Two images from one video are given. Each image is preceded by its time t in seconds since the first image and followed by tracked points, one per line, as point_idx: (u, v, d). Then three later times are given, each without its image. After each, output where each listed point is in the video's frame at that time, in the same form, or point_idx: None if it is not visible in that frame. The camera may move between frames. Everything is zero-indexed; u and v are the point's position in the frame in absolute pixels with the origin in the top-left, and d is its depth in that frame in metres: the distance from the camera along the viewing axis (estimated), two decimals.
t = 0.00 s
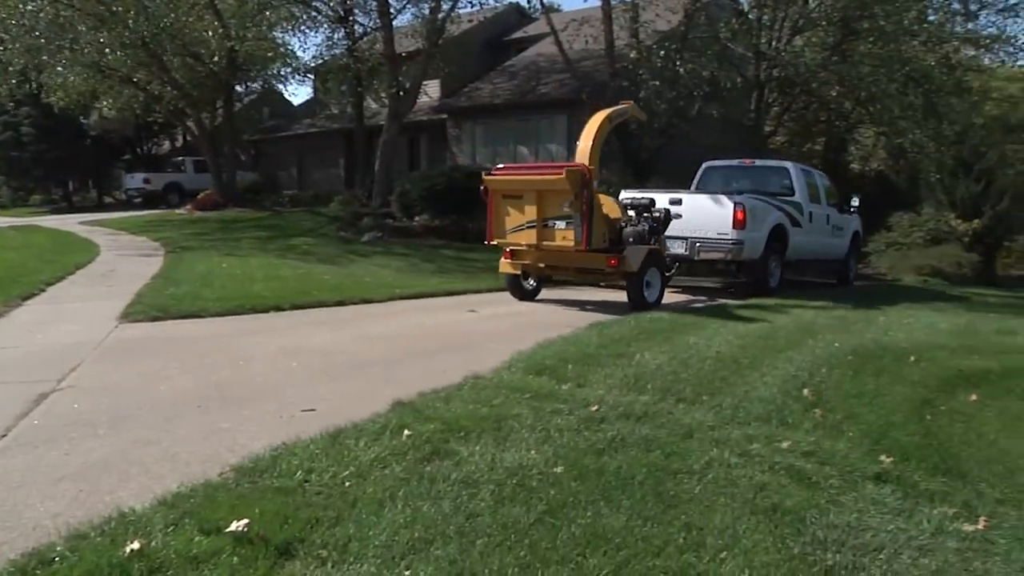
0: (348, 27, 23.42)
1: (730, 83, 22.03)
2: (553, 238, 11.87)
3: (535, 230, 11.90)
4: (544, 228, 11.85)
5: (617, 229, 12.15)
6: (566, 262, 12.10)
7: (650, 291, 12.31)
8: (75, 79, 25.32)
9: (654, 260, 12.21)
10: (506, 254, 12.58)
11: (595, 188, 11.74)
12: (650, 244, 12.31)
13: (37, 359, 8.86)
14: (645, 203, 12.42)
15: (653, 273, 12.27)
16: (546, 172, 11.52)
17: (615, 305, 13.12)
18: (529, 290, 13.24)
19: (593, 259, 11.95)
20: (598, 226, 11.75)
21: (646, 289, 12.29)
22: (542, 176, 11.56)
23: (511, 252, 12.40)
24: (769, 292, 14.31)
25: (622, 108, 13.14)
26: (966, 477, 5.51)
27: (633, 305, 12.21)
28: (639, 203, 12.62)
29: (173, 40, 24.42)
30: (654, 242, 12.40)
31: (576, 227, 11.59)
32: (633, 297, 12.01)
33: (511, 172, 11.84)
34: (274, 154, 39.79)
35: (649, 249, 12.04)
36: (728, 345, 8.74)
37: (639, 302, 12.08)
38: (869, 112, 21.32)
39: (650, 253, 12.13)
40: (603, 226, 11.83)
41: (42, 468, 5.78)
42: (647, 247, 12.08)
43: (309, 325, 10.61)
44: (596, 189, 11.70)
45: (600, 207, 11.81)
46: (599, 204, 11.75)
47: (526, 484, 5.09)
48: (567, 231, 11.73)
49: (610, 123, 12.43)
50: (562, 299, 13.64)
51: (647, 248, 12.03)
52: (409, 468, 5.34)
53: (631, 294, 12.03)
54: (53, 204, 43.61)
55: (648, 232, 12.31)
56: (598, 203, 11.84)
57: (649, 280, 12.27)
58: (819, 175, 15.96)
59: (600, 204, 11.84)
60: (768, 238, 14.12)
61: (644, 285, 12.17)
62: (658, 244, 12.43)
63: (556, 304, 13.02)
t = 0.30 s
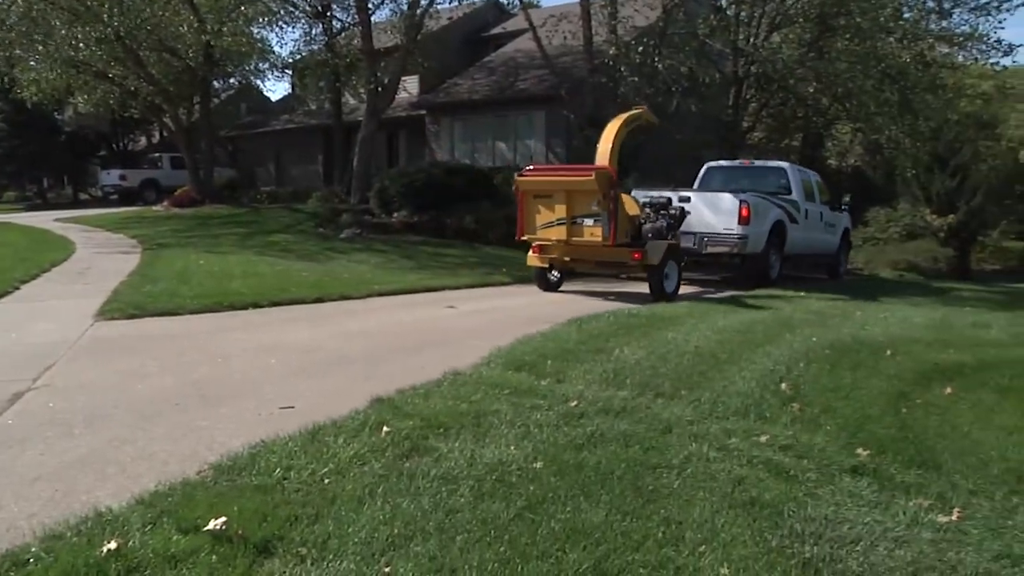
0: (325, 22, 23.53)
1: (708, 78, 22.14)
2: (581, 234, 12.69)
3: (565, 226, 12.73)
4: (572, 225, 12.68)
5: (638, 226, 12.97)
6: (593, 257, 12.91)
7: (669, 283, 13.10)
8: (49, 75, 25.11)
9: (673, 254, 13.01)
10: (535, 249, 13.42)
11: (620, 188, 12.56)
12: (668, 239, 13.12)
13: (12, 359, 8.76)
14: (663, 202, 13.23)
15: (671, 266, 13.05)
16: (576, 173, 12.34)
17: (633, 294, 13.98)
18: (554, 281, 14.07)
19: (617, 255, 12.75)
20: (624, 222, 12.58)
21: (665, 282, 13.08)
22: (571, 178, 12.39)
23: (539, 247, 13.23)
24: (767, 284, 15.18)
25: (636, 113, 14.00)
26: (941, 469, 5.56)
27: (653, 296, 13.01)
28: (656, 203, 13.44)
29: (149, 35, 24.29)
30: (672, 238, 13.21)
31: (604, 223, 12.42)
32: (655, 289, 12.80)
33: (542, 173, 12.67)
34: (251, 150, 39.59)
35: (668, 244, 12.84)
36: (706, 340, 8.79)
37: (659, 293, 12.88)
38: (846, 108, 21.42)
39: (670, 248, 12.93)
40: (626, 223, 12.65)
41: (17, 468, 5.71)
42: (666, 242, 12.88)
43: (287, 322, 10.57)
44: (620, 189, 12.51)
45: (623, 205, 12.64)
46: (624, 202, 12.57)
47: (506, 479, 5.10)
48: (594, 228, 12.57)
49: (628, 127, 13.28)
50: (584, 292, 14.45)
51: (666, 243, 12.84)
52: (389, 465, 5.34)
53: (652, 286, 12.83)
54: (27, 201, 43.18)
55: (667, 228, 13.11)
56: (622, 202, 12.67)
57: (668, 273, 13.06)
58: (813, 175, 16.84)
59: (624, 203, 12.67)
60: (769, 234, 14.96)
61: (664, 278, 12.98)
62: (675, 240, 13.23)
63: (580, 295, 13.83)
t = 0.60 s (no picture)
0: (308, 16, 24.02)
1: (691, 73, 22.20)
2: (606, 230, 13.34)
3: (591, 223, 13.38)
4: (598, 222, 13.34)
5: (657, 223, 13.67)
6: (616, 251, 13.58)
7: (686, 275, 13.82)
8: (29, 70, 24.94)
9: (689, 248, 13.74)
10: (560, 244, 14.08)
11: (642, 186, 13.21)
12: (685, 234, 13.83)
13: None
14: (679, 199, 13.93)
15: (687, 259, 13.79)
16: (601, 174, 12.95)
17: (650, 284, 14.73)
18: (575, 273, 14.76)
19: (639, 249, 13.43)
20: (646, 218, 13.26)
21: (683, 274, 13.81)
22: (598, 178, 13.03)
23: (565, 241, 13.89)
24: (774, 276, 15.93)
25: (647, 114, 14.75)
26: (923, 462, 5.60)
27: (672, 287, 13.74)
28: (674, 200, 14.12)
29: (130, 32, 24.17)
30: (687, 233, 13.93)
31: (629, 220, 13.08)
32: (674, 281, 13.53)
33: (569, 173, 13.29)
34: (234, 146, 39.45)
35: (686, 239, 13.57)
36: (689, 335, 8.82)
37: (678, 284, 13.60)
38: (829, 103, 21.44)
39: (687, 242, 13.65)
40: (649, 220, 13.31)
41: None
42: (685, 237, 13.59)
43: (271, 319, 10.54)
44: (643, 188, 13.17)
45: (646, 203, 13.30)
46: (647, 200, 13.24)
47: (490, 475, 5.11)
48: (619, 224, 13.24)
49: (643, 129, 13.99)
50: (601, 282, 15.15)
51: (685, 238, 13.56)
52: (373, 461, 5.34)
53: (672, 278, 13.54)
54: (9, 198, 42.92)
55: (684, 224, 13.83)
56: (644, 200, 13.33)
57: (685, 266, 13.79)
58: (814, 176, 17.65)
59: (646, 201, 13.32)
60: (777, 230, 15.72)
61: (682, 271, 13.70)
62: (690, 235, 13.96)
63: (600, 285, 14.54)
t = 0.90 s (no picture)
0: (296, 11, 23.88)
1: (681, 68, 22.22)
2: (632, 225, 14.09)
3: (617, 218, 14.15)
4: (625, 217, 14.10)
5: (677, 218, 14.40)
6: (640, 245, 14.32)
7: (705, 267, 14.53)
8: (15, 64, 24.79)
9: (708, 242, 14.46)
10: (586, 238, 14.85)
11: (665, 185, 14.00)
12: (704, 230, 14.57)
13: None
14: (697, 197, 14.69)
15: (706, 253, 14.50)
16: (629, 172, 13.73)
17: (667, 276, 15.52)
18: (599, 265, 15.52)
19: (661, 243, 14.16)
20: (669, 214, 14.04)
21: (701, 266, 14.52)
22: (625, 177, 13.82)
23: (591, 236, 14.66)
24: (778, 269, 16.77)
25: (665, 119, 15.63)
26: (911, 455, 5.63)
27: (692, 279, 14.44)
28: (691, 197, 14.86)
29: (117, 26, 24.04)
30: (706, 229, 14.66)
31: (654, 216, 13.84)
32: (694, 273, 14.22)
33: (597, 172, 14.07)
34: (223, 142, 39.29)
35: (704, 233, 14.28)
36: (679, 329, 8.85)
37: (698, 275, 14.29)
38: (818, 98, 21.43)
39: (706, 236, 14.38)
40: (671, 216, 14.06)
41: None
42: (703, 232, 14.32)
43: (260, 314, 10.52)
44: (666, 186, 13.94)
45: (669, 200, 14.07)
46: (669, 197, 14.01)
47: (480, 470, 5.11)
48: (644, 219, 13.98)
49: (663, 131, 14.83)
50: (622, 274, 15.88)
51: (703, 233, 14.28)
52: (363, 457, 5.33)
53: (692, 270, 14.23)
54: None
55: (703, 220, 14.57)
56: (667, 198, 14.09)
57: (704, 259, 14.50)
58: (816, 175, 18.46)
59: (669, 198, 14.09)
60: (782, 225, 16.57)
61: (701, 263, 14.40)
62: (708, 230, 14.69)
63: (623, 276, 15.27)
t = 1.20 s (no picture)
0: (296, 7, 23.60)
1: (682, 65, 22.21)
2: (661, 221, 14.76)
3: (648, 215, 14.81)
4: (655, 214, 14.77)
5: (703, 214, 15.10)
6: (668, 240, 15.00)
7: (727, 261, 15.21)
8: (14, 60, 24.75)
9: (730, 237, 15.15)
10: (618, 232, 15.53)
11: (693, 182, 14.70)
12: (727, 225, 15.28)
13: None
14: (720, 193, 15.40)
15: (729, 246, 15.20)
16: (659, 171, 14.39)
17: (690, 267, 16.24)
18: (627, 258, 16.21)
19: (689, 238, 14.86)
20: (696, 210, 14.72)
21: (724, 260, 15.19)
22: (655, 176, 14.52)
23: (623, 230, 15.33)
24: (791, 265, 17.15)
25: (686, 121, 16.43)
26: (910, 451, 5.63)
27: (715, 272, 15.12)
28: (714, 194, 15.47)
29: (116, 23, 23.99)
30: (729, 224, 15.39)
31: (682, 212, 14.51)
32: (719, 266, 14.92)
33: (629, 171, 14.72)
34: (222, 138, 39.26)
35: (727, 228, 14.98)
36: (678, 326, 8.85)
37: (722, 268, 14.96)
38: (818, 95, 21.41)
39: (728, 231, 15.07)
40: (699, 212, 14.76)
41: None
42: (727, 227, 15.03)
43: (260, 311, 10.53)
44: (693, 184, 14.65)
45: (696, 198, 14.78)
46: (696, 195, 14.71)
47: (480, 466, 5.11)
48: (673, 215, 14.65)
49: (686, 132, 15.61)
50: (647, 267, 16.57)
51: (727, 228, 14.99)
52: (363, 453, 5.33)
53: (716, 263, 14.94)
54: None
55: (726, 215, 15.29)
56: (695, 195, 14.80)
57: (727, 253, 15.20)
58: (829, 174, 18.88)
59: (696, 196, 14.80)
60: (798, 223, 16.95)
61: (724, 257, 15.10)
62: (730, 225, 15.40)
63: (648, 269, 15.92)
